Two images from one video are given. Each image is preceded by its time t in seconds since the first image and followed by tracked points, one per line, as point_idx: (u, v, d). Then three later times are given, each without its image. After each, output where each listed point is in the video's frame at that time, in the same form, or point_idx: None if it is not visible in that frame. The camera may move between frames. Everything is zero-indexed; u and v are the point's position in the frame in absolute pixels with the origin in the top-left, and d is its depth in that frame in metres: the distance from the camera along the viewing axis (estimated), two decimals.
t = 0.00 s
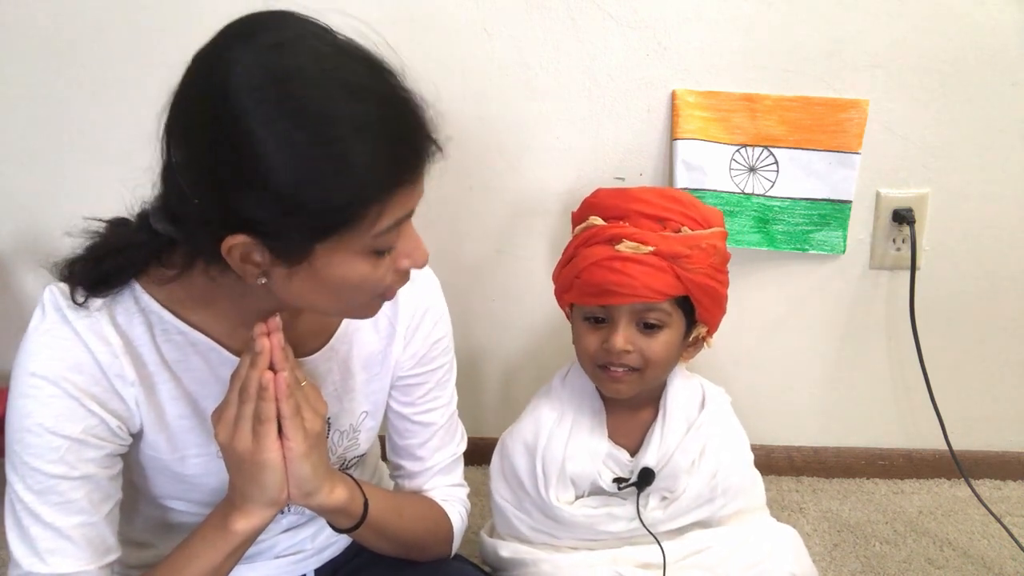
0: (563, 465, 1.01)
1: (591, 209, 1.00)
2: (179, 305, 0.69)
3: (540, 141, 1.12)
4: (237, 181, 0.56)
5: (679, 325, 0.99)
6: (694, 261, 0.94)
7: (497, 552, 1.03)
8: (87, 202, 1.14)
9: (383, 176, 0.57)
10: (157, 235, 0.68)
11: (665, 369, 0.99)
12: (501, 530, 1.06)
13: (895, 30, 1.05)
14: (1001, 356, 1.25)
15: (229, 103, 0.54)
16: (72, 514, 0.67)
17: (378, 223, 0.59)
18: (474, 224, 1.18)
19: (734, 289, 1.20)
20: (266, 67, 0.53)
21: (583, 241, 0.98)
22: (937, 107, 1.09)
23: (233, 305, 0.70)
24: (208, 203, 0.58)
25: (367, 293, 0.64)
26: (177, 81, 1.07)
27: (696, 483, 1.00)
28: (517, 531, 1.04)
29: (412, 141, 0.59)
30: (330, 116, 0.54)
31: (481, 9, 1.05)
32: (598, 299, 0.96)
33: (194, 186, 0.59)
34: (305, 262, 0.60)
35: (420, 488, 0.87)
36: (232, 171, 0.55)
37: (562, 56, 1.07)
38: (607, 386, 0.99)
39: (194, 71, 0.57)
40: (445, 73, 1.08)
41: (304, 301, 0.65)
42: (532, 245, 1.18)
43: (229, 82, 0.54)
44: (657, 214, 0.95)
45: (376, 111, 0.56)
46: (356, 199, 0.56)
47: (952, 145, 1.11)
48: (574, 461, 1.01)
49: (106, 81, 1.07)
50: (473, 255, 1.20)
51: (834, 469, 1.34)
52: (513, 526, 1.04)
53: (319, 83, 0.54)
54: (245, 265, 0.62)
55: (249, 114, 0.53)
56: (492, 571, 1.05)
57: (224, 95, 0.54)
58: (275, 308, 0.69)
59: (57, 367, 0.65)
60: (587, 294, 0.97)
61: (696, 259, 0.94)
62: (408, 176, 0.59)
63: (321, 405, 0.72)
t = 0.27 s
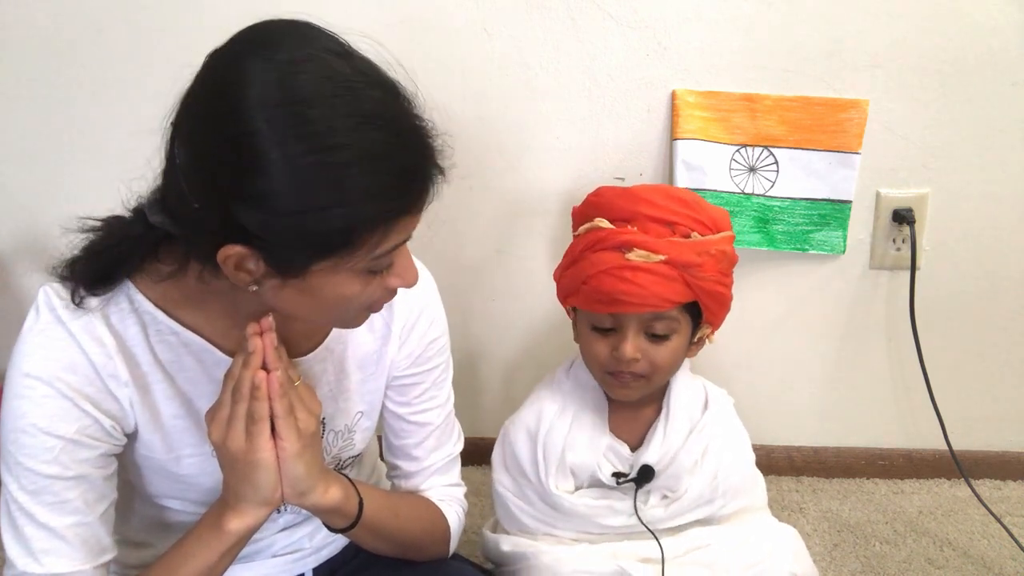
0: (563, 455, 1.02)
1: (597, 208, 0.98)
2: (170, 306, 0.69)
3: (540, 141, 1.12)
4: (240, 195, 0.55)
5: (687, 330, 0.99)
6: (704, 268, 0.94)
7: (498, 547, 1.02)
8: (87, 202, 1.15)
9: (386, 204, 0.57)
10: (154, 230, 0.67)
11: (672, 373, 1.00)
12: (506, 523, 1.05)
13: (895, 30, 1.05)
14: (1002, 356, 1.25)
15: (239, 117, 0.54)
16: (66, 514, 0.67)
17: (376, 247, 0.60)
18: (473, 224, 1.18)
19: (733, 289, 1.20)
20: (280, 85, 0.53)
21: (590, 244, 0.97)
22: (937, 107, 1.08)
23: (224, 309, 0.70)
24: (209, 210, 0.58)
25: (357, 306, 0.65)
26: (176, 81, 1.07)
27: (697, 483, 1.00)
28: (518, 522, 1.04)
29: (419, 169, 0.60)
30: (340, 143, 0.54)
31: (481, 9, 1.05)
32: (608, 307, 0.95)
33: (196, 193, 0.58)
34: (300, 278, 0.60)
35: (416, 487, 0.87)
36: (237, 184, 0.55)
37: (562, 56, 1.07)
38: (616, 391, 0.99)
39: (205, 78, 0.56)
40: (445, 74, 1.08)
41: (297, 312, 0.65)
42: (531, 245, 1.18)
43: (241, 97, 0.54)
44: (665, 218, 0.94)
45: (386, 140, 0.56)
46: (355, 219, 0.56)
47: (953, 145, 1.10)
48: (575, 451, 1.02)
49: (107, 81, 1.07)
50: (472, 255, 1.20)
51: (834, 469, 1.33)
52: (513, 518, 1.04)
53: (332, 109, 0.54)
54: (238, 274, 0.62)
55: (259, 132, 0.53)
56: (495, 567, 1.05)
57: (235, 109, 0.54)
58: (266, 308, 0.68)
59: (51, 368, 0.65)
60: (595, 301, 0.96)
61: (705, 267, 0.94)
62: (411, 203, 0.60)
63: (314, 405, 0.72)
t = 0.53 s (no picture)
0: (574, 451, 1.01)
1: (595, 218, 0.97)
2: (172, 305, 0.69)
3: (540, 141, 1.12)
4: (240, 185, 0.55)
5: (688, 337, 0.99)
6: (705, 281, 0.94)
7: (512, 547, 1.02)
8: (86, 203, 1.15)
9: (386, 196, 0.57)
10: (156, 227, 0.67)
11: (674, 376, 1.00)
12: (517, 523, 1.05)
13: (895, 30, 1.05)
14: (1002, 356, 1.25)
15: (239, 108, 0.54)
16: (68, 512, 0.67)
17: (374, 242, 0.59)
18: (473, 223, 1.18)
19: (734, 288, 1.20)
20: (279, 76, 0.53)
21: (589, 258, 0.96)
22: (937, 107, 1.08)
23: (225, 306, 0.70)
24: (209, 202, 0.58)
25: (355, 304, 0.64)
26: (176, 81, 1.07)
27: (705, 470, 1.00)
28: (531, 522, 1.03)
29: (418, 163, 0.60)
30: (339, 133, 0.54)
31: (481, 9, 1.05)
32: (609, 323, 0.95)
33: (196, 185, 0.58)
34: (296, 271, 0.60)
35: (416, 487, 0.87)
36: (236, 175, 0.55)
37: (562, 56, 1.07)
38: (619, 398, 1.01)
39: (206, 70, 0.57)
40: (445, 74, 1.08)
41: (296, 309, 0.65)
42: (531, 245, 1.18)
43: (241, 87, 0.54)
44: (665, 230, 0.93)
45: (385, 132, 0.56)
46: (354, 213, 0.56)
47: (952, 145, 1.11)
48: (586, 447, 1.02)
49: (107, 81, 1.07)
50: (472, 255, 1.20)
51: (833, 469, 1.34)
52: (527, 518, 1.04)
53: (331, 99, 0.54)
54: (236, 267, 0.62)
55: (258, 122, 0.53)
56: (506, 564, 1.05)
57: (235, 100, 0.54)
58: (268, 306, 0.69)
59: (53, 366, 0.65)
60: (596, 317, 0.96)
61: (706, 279, 0.94)
62: (410, 197, 0.60)
63: (316, 403, 0.72)
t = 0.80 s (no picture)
0: (558, 449, 1.02)
1: (580, 212, 0.98)
2: (177, 306, 0.70)
3: (540, 141, 1.12)
4: (225, 136, 0.56)
5: (675, 329, 0.99)
6: (688, 270, 0.94)
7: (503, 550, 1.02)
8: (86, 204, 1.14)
9: (368, 142, 0.57)
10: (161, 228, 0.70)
11: (662, 369, 1.00)
12: (511, 525, 1.05)
13: (895, 30, 1.05)
14: (1001, 356, 1.25)
15: (225, 60, 0.55)
16: (72, 513, 0.67)
17: (358, 195, 0.58)
18: (474, 224, 1.18)
19: (734, 288, 1.20)
20: (264, 28, 0.55)
21: (575, 249, 0.96)
22: (936, 107, 1.09)
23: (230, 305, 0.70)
24: (199, 164, 0.59)
25: (342, 276, 0.61)
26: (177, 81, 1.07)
27: (689, 468, 0.99)
28: (522, 524, 1.03)
29: (403, 118, 0.60)
30: (320, 76, 0.55)
31: (481, 9, 1.05)
32: (596, 313, 0.95)
33: (187, 148, 0.59)
34: (279, 229, 0.59)
35: (419, 489, 0.87)
36: (222, 126, 0.56)
37: (562, 56, 1.07)
38: (608, 391, 1.00)
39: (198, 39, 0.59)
40: (445, 74, 1.08)
41: (283, 285, 0.63)
42: (532, 245, 1.18)
43: (228, 41, 0.56)
44: (648, 220, 0.94)
45: (367, 81, 0.57)
46: (346, 159, 0.56)
47: (952, 145, 1.11)
48: (570, 444, 1.02)
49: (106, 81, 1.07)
50: (473, 255, 1.20)
51: (833, 469, 1.34)
52: (519, 520, 1.04)
53: (313, 47, 0.55)
54: (221, 231, 0.62)
55: (242, 68, 0.54)
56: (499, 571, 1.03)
57: (222, 53, 0.55)
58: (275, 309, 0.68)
59: (57, 367, 0.65)
60: (583, 308, 0.96)
61: (690, 268, 0.94)
62: (395, 150, 0.59)
63: (322, 405, 0.72)
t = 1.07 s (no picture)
0: (551, 458, 1.02)
1: (562, 216, 0.97)
2: (177, 303, 0.70)
3: (540, 141, 1.12)
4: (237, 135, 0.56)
5: (666, 323, 0.99)
6: (677, 260, 0.95)
7: (499, 553, 1.02)
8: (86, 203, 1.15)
9: (378, 153, 0.57)
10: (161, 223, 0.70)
11: (658, 365, 1.00)
12: (504, 530, 1.05)
13: (895, 30, 1.05)
14: (1001, 356, 1.25)
15: (245, 61, 0.55)
16: (71, 509, 0.67)
17: (363, 206, 0.58)
18: (474, 223, 1.18)
19: (734, 288, 1.20)
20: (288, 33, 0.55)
21: (563, 251, 0.96)
22: (936, 107, 1.09)
23: (228, 303, 0.71)
24: (209, 160, 0.59)
25: (341, 285, 0.62)
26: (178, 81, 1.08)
27: (684, 474, 0.99)
28: (516, 529, 1.03)
29: (416, 132, 0.60)
30: (338, 84, 0.55)
31: (481, 9, 1.05)
32: (589, 311, 0.95)
33: (199, 143, 0.59)
34: (283, 234, 0.59)
35: (417, 488, 0.87)
36: (235, 125, 0.56)
37: (562, 56, 1.07)
38: (607, 392, 0.99)
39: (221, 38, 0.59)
40: (445, 73, 1.08)
41: (284, 288, 0.63)
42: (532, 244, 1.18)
43: (250, 43, 0.55)
44: (633, 216, 0.94)
45: (384, 93, 0.57)
46: (356, 170, 0.56)
47: (952, 145, 1.11)
48: (563, 453, 1.02)
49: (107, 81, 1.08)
50: (473, 255, 1.20)
51: (834, 469, 1.34)
52: (512, 526, 1.04)
53: (333, 57, 0.55)
54: (224, 228, 0.61)
55: (262, 71, 0.54)
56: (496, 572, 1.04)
57: (242, 55, 0.55)
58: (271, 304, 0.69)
59: (57, 363, 0.65)
60: (576, 308, 0.96)
61: (678, 258, 0.95)
62: (404, 162, 0.59)
63: (319, 402, 0.72)
